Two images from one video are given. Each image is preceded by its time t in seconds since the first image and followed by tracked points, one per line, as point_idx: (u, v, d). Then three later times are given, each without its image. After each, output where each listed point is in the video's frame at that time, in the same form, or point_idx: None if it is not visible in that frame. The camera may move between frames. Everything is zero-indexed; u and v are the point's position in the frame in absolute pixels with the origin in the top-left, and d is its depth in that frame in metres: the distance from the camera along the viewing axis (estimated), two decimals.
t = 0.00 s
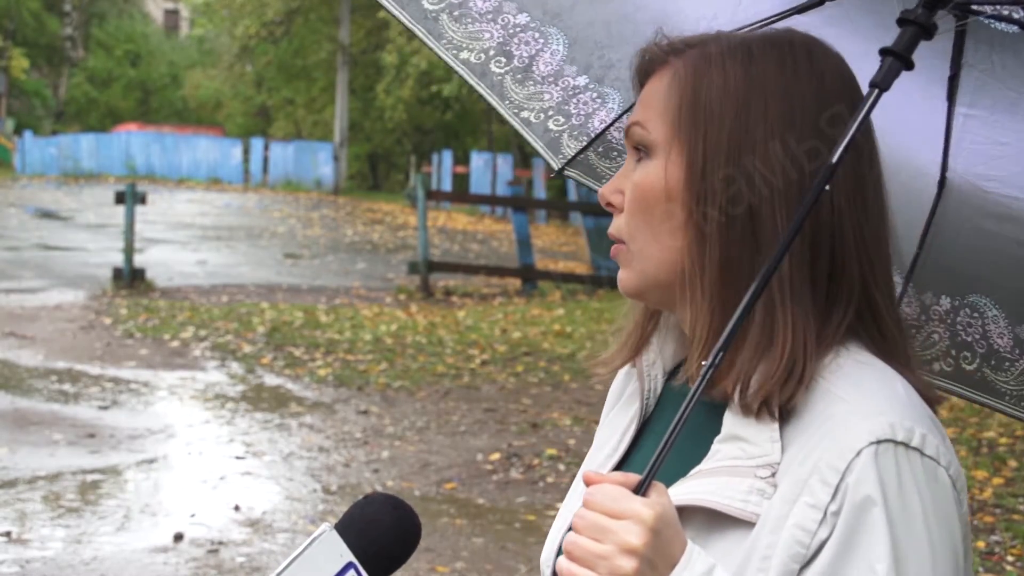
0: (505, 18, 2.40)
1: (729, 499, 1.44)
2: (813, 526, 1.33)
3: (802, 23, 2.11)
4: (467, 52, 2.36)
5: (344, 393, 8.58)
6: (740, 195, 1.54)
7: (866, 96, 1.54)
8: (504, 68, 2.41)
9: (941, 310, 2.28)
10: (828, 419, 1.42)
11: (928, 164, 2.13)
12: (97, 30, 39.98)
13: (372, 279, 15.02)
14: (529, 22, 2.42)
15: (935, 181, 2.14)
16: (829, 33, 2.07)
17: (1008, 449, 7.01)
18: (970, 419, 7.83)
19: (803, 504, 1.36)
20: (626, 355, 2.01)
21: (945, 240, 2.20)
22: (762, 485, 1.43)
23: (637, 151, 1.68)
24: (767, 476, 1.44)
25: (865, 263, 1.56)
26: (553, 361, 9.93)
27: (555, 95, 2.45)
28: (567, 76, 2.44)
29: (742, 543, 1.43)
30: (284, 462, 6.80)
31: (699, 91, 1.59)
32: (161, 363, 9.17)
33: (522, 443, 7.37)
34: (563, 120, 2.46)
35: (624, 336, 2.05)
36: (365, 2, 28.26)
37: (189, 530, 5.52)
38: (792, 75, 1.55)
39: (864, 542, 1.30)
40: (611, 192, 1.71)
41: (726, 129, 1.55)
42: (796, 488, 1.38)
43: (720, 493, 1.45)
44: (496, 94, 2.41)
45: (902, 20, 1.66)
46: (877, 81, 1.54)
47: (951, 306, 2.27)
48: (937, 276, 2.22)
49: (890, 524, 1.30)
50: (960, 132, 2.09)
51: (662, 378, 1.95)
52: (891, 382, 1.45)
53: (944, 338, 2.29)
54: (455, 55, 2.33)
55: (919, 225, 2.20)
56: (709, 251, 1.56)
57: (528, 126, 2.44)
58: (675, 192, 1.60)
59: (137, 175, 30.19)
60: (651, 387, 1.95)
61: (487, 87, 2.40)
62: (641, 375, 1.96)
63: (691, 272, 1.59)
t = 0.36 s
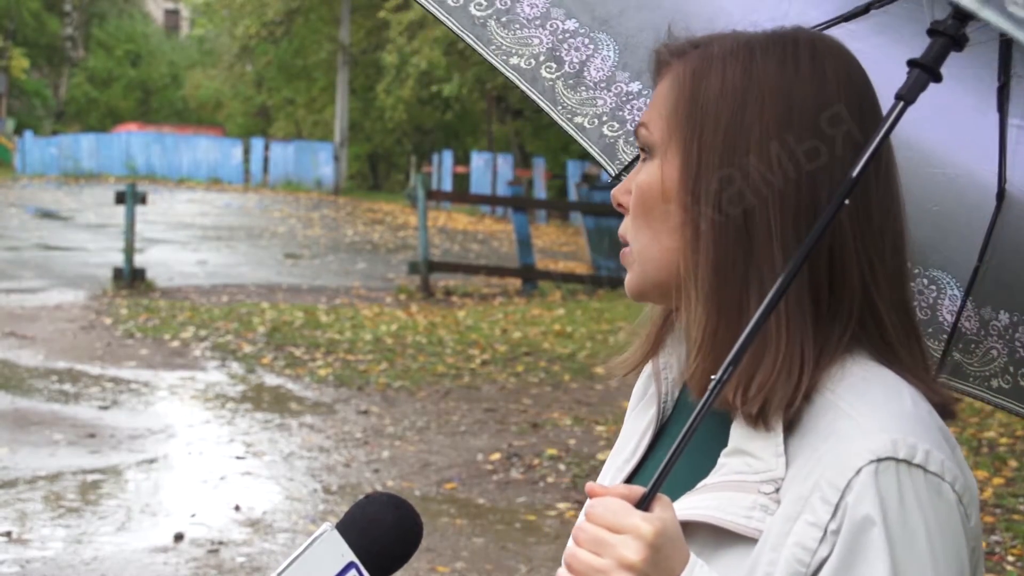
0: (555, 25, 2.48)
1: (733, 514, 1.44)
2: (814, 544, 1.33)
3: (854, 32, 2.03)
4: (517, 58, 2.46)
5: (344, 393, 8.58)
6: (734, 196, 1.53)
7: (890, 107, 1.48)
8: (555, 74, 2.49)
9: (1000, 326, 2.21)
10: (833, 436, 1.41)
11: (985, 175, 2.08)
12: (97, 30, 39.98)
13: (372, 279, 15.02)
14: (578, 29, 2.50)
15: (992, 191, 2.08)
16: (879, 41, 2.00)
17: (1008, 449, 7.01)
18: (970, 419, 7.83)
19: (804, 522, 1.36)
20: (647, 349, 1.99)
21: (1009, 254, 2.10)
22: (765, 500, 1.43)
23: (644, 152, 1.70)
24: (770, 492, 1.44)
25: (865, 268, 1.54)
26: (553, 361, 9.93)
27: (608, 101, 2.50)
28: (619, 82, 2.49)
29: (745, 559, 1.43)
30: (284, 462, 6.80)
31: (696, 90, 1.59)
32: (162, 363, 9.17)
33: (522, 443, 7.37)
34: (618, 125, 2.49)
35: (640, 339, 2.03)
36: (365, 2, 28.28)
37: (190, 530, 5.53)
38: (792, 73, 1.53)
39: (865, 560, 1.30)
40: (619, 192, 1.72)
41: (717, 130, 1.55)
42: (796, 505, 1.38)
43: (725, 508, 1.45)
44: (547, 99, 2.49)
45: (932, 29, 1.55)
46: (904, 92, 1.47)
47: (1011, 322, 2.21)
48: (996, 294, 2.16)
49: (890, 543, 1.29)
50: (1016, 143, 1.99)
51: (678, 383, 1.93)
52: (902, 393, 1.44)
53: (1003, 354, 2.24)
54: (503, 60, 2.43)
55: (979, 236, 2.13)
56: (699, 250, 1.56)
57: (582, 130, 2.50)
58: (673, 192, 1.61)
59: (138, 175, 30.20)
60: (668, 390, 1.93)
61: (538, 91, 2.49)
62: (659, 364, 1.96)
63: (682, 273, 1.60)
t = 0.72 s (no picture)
0: (550, 9, 2.48)
1: (737, 517, 1.44)
2: (817, 545, 1.34)
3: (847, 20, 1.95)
4: (513, 41, 2.45)
5: (344, 393, 8.58)
6: (707, 206, 1.54)
7: (886, 108, 1.46)
8: (551, 57, 2.49)
9: (1002, 306, 2.21)
10: (835, 436, 1.40)
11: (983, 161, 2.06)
12: (96, 30, 39.97)
13: (372, 279, 15.02)
14: (574, 12, 2.49)
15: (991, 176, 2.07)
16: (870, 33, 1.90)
17: (1008, 449, 7.01)
18: (970, 419, 7.83)
19: (807, 523, 1.36)
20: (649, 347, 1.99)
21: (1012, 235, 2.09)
22: (767, 502, 1.44)
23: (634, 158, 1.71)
24: (773, 493, 1.44)
25: (849, 274, 1.52)
26: (553, 361, 9.92)
27: (606, 82, 2.52)
28: (616, 64, 2.50)
29: (748, 560, 1.43)
30: (284, 462, 6.80)
31: (671, 99, 1.59)
32: (162, 363, 9.17)
33: (522, 443, 7.37)
34: (616, 105, 2.49)
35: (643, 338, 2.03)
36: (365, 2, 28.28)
37: (190, 530, 5.52)
38: (765, 79, 1.51)
39: (868, 564, 1.30)
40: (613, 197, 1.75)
41: (690, 140, 1.56)
42: (798, 507, 1.38)
43: (728, 510, 1.46)
44: (544, 82, 2.49)
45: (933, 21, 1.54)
46: (898, 92, 1.46)
47: (1012, 303, 2.19)
48: (998, 273, 2.15)
49: (891, 544, 1.29)
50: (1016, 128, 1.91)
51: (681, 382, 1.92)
52: (901, 393, 1.45)
53: (1004, 335, 2.23)
54: (499, 44, 2.41)
55: (980, 216, 2.13)
56: (679, 261, 1.57)
57: (580, 112, 2.51)
58: (654, 203, 1.63)
59: (137, 175, 30.19)
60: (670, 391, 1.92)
61: (535, 74, 2.48)
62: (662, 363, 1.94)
63: (665, 281, 1.62)
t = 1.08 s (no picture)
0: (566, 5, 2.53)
1: (743, 519, 1.44)
2: (823, 549, 1.34)
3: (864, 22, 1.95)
4: (527, 36, 2.50)
5: (344, 393, 8.58)
6: (715, 204, 1.53)
7: (906, 116, 1.47)
8: (565, 52, 2.52)
9: (1008, 312, 2.20)
10: (842, 440, 1.40)
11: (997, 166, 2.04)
12: (96, 30, 39.94)
13: (372, 279, 15.02)
14: (589, 8, 2.53)
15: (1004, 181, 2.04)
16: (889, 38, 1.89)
17: (1008, 449, 7.01)
18: (970, 419, 7.82)
19: (812, 527, 1.36)
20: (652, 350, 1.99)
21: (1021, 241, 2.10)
22: (773, 506, 1.43)
23: (636, 163, 1.70)
24: (779, 496, 1.44)
25: (855, 274, 1.52)
26: (553, 361, 9.92)
27: (618, 78, 2.50)
28: (629, 59, 2.49)
29: (753, 562, 1.43)
30: (284, 462, 6.80)
31: (675, 99, 1.59)
32: (161, 363, 9.17)
33: (522, 443, 7.36)
34: (628, 101, 2.44)
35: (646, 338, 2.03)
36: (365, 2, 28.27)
37: (190, 530, 5.53)
38: (771, 78, 1.51)
39: (875, 567, 1.30)
40: (615, 199, 1.74)
41: (696, 138, 1.55)
42: (804, 510, 1.38)
43: (733, 512, 1.45)
44: (557, 76, 2.53)
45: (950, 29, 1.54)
46: (919, 100, 1.46)
47: (1018, 309, 2.18)
48: (1005, 278, 2.15)
49: (898, 547, 1.30)
50: None
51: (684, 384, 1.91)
52: (910, 398, 1.45)
53: (1009, 341, 2.22)
54: (512, 37, 2.47)
55: (990, 223, 2.12)
56: (685, 262, 1.57)
57: (591, 106, 2.48)
58: (659, 204, 1.62)
59: (137, 175, 30.18)
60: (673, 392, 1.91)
61: (548, 68, 2.52)
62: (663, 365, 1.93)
63: (669, 281, 1.61)
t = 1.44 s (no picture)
0: (577, 5, 2.50)
1: (752, 520, 1.44)
2: (830, 550, 1.34)
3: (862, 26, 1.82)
4: (539, 36, 2.48)
5: (343, 393, 8.59)
6: (731, 204, 1.53)
7: (903, 113, 1.42)
8: (578, 50, 2.50)
9: None
10: (850, 442, 1.40)
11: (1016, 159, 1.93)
12: (96, 30, 39.96)
13: (371, 279, 15.03)
14: (600, 8, 2.50)
15: None
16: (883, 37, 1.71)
17: (1008, 449, 7.02)
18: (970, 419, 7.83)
19: (821, 528, 1.36)
20: (657, 351, 1.99)
21: None
22: (782, 506, 1.44)
23: (644, 166, 1.69)
24: (787, 496, 1.44)
25: (866, 272, 1.52)
26: (553, 361, 9.93)
27: (634, 76, 2.44)
28: (643, 56, 2.44)
29: (761, 563, 1.43)
30: (283, 462, 6.80)
31: (686, 101, 1.58)
32: (161, 363, 9.18)
33: (522, 444, 7.37)
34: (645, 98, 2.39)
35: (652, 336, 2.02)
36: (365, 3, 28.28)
37: (189, 530, 5.52)
38: (782, 77, 1.51)
39: (882, 566, 1.30)
40: (622, 203, 1.73)
41: (710, 139, 1.55)
42: (813, 510, 1.38)
43: (742, 512, 1.46)
44: (572, 75, 2.49)
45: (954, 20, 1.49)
46: (917, 95, 1.40)
47: None
48: None
49: (904, 547, 1.29)
50: None
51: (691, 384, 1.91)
52: (919, 398, 1.45)
53: None
54: (523, 39, 2.44)
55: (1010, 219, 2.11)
56: (700, 263, 1.56)
57: (607, 105, 2.43)
58: (670, 208, 1.61)
59: (137, 175, 30.21)
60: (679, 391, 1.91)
61: (562, 68, 2.49)
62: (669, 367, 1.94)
63: (682, 285, 1.60)
